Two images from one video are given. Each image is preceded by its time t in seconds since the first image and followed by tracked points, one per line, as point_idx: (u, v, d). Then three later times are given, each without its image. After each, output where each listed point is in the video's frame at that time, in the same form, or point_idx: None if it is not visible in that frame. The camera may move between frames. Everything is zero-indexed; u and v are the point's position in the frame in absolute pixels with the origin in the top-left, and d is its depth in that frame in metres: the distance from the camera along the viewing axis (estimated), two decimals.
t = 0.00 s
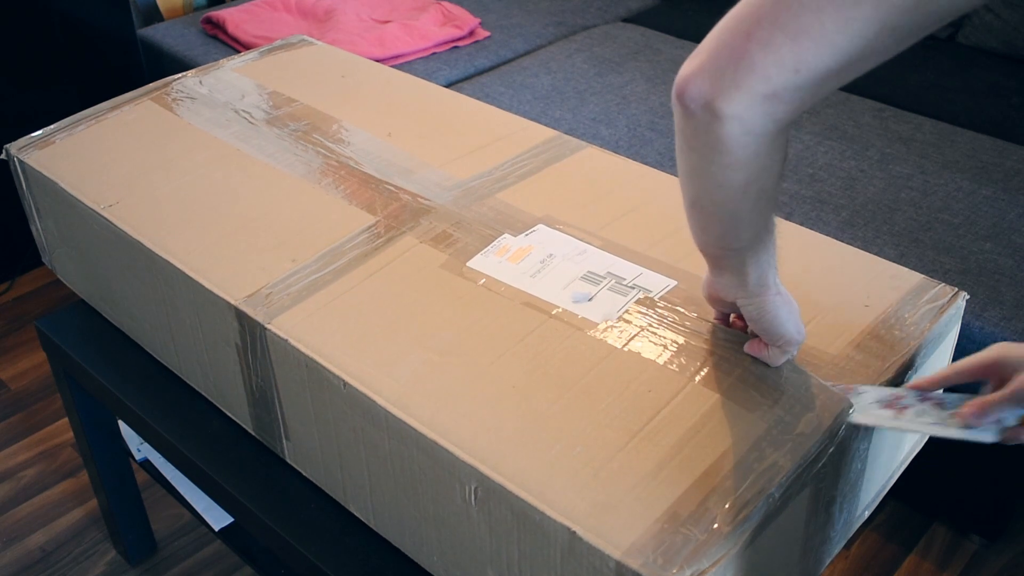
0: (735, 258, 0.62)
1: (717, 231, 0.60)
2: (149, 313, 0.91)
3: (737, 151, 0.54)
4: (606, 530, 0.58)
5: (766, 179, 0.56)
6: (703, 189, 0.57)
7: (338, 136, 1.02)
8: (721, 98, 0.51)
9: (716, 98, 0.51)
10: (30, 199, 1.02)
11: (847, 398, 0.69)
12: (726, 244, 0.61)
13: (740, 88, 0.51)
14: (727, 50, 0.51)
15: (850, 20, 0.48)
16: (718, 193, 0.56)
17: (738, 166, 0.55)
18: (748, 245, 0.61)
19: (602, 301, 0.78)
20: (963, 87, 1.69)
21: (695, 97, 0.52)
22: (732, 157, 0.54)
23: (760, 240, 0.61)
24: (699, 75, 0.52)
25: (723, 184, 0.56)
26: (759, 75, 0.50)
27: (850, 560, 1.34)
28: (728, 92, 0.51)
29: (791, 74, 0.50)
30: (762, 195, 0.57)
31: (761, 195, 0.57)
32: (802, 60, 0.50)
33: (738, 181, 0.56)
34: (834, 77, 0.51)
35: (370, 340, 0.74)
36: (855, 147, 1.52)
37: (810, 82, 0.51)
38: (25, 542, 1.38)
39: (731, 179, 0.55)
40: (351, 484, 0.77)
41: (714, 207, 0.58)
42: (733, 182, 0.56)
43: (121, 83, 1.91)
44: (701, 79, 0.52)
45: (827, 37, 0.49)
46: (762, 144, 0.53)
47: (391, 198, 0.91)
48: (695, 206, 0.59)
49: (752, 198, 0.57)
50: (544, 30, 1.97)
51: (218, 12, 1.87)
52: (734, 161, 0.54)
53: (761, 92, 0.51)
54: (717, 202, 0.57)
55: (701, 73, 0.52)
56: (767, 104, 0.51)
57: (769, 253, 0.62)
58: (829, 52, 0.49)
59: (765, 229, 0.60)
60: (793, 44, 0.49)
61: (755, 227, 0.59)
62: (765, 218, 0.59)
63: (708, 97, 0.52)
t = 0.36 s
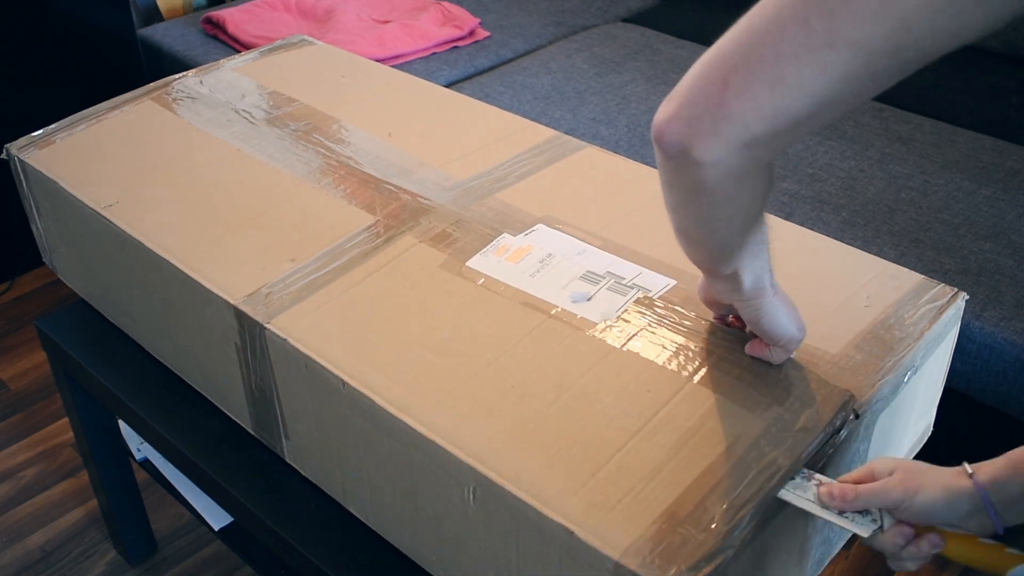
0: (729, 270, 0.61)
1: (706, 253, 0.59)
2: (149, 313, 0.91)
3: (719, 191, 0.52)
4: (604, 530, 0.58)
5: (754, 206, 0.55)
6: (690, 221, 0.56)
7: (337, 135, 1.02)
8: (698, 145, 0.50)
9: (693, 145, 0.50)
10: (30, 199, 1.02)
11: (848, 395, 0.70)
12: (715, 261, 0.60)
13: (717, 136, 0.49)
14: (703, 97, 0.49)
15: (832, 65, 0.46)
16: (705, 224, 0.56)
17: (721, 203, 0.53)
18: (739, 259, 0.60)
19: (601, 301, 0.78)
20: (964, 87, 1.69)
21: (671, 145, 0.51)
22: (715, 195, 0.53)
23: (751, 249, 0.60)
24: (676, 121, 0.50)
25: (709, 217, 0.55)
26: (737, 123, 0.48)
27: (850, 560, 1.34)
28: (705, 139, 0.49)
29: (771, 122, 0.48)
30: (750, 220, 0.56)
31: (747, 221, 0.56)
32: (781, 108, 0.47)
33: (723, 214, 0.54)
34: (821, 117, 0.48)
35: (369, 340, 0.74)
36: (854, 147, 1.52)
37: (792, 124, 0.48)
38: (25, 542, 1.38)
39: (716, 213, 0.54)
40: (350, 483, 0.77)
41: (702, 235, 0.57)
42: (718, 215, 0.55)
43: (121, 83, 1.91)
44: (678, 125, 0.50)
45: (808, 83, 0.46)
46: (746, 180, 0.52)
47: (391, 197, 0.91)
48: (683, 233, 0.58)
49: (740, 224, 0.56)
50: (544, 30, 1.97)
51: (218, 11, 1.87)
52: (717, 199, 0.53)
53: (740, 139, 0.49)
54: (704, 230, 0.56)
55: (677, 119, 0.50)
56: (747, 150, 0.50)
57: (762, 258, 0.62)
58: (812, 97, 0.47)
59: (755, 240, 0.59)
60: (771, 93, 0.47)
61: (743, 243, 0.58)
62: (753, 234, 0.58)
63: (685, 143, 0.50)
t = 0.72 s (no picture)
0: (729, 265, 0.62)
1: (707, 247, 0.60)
2: (149, 313, 0.91)
3: (718, 190, 0.53)
4: (604, 529, 0.58)
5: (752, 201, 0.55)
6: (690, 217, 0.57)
7: (337, 135, 1.02)
8: (698, 144, 0.50)
9: (693, 146, 0.51)
10: (30, 199, 1.02)
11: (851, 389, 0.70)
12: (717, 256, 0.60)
13: (715, 137, 0.50)
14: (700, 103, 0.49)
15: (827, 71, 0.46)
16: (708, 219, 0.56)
17: (724, 202, 0.54)
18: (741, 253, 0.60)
19: (602, 297, 0.78)
20: (964, 86, 1.69)
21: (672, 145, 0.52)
22: (716, 192, 0.53)
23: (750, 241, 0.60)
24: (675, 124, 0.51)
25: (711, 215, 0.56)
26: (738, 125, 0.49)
27: (850, 560, 1.34)
28: (704, 140, 0.50)
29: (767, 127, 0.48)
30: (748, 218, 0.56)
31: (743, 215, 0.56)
32: (775, 113, 0.47)
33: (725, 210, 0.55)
34: (815, 123, 0.48)
35: (369, 340, 0.74)
36: (855, 147, 1.52)
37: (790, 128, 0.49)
38: (25, 542, 1.38)
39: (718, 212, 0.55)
40: (350, 483, 0.77)
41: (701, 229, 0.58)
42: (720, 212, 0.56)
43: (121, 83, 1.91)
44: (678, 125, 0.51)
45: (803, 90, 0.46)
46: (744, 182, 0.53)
47: (391, 197, 0.91)
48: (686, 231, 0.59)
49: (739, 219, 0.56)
50: (544, 31, 1.97)
51: (218, 12, 1.87)
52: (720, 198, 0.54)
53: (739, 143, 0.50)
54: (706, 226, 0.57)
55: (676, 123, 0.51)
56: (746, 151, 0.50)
57: (762, 253, 0.62)
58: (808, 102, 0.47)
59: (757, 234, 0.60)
60: (764, 96, 0.47)
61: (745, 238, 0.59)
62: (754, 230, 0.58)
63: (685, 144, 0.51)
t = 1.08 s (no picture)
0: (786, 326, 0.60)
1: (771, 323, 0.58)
2: (150, 313, 0.91)
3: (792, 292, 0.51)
4: (603, 530, 0.58)
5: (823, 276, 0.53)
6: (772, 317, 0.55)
7: (337, 135, 1.02)
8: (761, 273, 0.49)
9: (761, 275, 0.50)
10: (30, 198, 1.02)
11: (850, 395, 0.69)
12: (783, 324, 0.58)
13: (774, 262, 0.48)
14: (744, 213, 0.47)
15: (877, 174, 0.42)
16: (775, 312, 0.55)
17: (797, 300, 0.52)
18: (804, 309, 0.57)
19: (602, 307, 0.77)
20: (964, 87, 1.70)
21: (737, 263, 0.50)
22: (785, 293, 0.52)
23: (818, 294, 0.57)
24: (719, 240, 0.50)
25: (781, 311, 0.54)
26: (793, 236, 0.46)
27: (849, 560, 1.34)
28: (764, 266, 0.49)
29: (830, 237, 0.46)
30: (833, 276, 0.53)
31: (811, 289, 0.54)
32: (836, 224, 0.45)
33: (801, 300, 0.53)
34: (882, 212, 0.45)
35: (370, 341, 0.74)
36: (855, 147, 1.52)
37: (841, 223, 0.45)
38: (25, 542, 1.38)
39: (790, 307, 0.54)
40: (350, 484, 0.77)
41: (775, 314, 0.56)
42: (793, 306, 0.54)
43: (121, 83, 1.91)
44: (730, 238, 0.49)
45: (850, 196, 0.44)
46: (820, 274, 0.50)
47: (391, 197, 0.91)
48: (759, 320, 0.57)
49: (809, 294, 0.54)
50: (544, 31, 1.97)
51: (218, 11, 1.87)
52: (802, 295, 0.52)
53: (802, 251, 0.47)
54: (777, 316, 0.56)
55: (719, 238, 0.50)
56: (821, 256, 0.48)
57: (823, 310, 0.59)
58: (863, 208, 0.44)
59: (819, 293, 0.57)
60: (818, 217, 0.45)
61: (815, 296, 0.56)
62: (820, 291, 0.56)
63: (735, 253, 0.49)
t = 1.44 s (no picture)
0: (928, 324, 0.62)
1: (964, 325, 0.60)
2: (150, 314, 0.91)
3: None
4: (602, 531, 0.58)
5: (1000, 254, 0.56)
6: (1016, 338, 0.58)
7: (337, 136, 1.02)
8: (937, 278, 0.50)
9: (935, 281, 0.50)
10: (30, 198, 1.02)
11: (846, 403, 0.69)
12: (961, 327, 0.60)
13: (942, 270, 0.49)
14: None
15: None
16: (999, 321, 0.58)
17: None
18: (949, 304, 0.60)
19: (602, 314, 0.77)
20: (964, 86, 1.70)
21: None
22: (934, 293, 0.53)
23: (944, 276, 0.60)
24: None
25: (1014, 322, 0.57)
26: None
27: (850, 560, 1.34)
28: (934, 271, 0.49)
29: None
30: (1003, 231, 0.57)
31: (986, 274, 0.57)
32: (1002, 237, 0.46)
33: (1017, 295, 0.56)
34: None
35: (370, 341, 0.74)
36: (854, 147, 1.52)
37: None
38: (25, 542, 1.38)
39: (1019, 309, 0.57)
40: (350, 485, 0.77)
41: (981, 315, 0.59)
42: (1012, 299, 0.57)
43: (121, 83, 1.91)
44: None
45: None
46: None
47: (391, 198, 0.91)
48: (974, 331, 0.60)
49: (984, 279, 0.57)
50: (544, 31, 1.97)
51: (218, 11, 1.87)
52: None
53: None
54: (992, 317, 0.58)
55: None
56: None
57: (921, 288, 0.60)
58: None
59: (955, 278, 0.59)
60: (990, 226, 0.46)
61: (962, 273, 0.59)
62: (966, 268, 0.58)
63: None
